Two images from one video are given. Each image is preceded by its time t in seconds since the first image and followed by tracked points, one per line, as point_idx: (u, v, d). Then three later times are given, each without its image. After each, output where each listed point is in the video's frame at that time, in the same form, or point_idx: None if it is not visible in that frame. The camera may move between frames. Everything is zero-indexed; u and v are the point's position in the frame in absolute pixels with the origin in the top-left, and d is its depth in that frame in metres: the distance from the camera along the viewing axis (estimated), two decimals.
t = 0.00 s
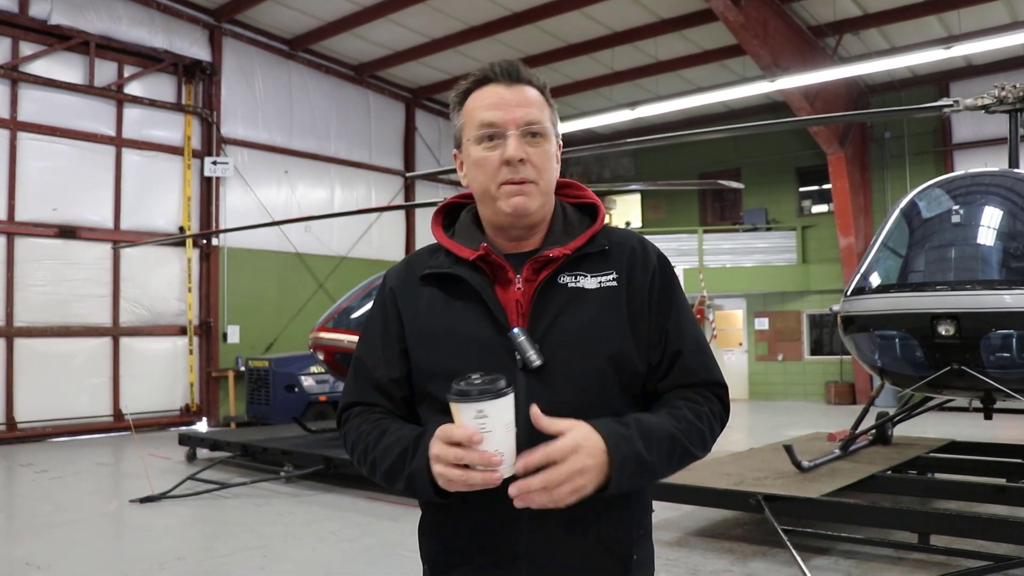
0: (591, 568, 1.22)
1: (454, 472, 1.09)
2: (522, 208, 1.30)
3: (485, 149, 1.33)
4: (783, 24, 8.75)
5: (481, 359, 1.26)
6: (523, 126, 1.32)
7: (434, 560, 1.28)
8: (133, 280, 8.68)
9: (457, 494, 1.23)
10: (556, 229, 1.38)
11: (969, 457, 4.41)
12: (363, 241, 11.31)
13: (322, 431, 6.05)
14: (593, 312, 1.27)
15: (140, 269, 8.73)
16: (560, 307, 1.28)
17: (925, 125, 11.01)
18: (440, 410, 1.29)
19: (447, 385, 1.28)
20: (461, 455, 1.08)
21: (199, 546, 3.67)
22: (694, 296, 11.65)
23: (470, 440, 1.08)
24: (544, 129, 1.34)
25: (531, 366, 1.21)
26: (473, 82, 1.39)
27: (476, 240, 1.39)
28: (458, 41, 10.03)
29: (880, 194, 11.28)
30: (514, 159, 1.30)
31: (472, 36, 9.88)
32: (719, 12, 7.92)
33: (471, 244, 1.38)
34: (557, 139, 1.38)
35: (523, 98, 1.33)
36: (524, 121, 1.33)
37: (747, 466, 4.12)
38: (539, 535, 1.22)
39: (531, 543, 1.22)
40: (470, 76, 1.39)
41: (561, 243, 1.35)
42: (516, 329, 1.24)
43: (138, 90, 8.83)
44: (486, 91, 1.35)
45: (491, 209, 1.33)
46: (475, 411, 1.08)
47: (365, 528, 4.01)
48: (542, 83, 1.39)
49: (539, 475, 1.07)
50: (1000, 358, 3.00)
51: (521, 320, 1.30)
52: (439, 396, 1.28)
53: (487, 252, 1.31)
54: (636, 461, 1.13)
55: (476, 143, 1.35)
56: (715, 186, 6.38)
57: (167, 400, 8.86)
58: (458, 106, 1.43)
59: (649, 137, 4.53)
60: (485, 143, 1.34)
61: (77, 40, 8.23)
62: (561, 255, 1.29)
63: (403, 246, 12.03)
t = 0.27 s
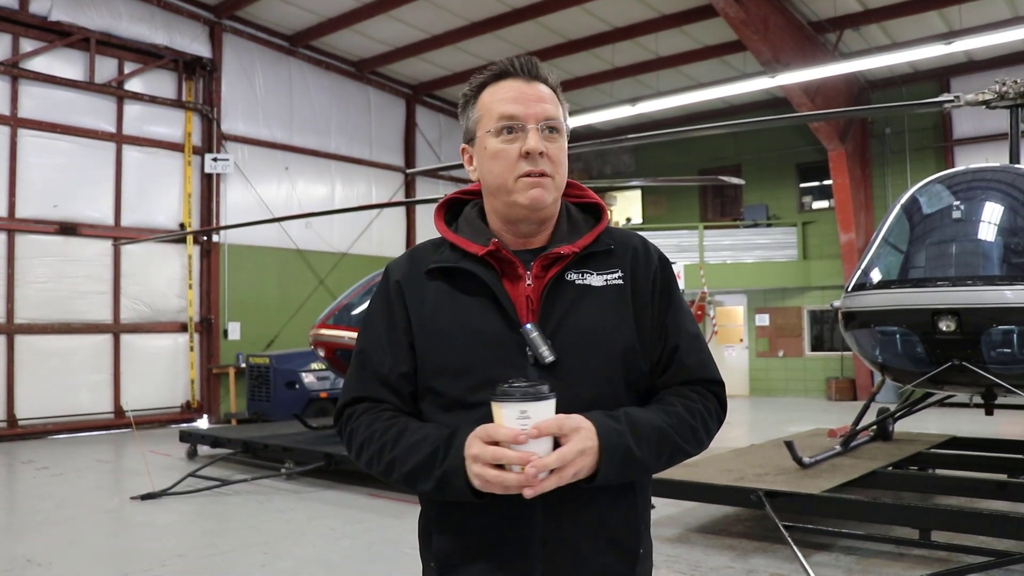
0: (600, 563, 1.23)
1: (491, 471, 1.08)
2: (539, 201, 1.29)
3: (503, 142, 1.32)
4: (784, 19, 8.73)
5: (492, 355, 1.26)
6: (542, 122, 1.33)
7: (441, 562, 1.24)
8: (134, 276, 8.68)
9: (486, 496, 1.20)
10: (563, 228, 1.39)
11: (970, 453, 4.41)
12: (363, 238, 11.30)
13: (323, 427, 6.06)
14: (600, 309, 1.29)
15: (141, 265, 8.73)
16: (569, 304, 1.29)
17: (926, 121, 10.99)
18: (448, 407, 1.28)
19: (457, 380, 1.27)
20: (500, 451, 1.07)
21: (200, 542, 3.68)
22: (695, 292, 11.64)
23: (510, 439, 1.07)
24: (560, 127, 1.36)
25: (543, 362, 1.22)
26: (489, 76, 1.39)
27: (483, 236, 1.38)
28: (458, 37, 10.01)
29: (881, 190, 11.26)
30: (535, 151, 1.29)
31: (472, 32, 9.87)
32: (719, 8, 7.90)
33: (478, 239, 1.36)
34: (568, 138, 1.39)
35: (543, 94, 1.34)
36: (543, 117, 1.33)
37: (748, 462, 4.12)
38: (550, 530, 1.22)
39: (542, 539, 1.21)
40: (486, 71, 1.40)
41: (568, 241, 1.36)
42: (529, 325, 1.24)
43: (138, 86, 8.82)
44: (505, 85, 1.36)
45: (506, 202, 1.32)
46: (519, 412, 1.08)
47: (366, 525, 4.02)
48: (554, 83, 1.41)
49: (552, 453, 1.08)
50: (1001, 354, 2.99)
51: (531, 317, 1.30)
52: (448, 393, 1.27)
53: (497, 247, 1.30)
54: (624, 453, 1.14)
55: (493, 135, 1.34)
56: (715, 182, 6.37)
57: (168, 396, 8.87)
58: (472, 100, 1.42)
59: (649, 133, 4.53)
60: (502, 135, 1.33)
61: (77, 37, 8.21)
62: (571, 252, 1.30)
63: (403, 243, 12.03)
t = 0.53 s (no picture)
0: (606, 557, 1.24)
1: (503, 464, 1.07)
2: (547, 198, 1.29)
3: (513, 138, 1.33)
4: (784, 17, 8.72)
5: (499, 350, 1.26)
6: (550, 119, 1.34)
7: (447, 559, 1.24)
8: (134, 275, 8.68)
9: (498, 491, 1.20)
10: (566, 227, 1.40)
11: (970, 451, 4.41)
12: (363, 236, 11.30)
13: (323, 426, 6.06)
14: (606, 306, 1.29)
15: (141, 264, 8.73)
16: (575, 300, 1.29)
17: (926, 119, 10.99)
18: (454, 402, 1.29)
19: (464, 375, 1.28)
20: (513, 445, 1.06)
21: (201, 541, 3.68)
22: (695, 291, 11.64)
23: (524, 433, 1.06)
24: (568, 125, 1.37)
25: (552, 358, 1.22)
26: (498, 74, 1.39)
27: (490, 233, 1.38)
28: (458, 36, 10.01)
29: (881, 188, 11.26)
30: (544, 149, 1.30)
31: (472, 31, 9.86)
32: (719, 6, 7.89)
33: (485, 236, 1.36)
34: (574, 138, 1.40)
35: (552, 91, 1.36)
36: (552, 114, 1.34)
37: (748, 461, 4.12)
38: (559, 524, 1.23)
39: (550, 533, 1.21)
40: (495, 68, 1.40)
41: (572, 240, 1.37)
42: (536, 321, 1.24)
43: (138, 85, 8.82)
44: (515, 82, 1.36)
45: (514, 198, 1.31)
46: (535, 409, 1.07)
47: (366, 523, 4.02)
48: (561, 83, 1.42)
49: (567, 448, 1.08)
50: (1001, 352, 2.99)
51: (538, 312, 1.29)
52: (455, 388, 1.28)
53: (505, 243, 1.30)
54: (635, 450, 1.15)
55: (503, 131, 1.34)
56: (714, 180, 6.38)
57: (168, 395, 8.87)
58: (479, 97, 1.42)
59: (649, 130, 4.53)
60: (512, 132, 1.33)
61: (77, 36, 8.21)
62: (577, 249, 1.30)
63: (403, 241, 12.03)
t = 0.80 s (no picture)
0: (606, 555, 1.23)
1: (499, 450, 1.04)
2: (539, 189, 1.28)
3: (503, 133, 1.33)
4: (783, 15, 8.71)
5: (500, 344, 1.25)
6: (540, 111, 1.33)
7: (447, 554, 1.24)
8: (133, 274, 8.67)
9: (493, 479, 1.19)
10: (568, 221, 1.39)
11: (970, 448, 4.42)
12: (362, 235, 11.29)
13: (322, 424, 6.05)
14: (608, 300, 1.28)
15: (140, 263, 8.71)
16: (576, 294, 1.28)
17: (925, 116, 10.99)
18: (455, 396, 1.28)
19: (464, 370, 1.27)
20: (509, 430, 1.03)
21: (201, 540, 3.68)
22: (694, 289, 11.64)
23: (520, 417, 1.03)
24: (562, 116, 1.36)
25: (551, 352, 1.21)
26: (491, 72, 1.40)
27: (489, 228, 1.37)
28: (457, 34, 9.99)
29: (880, 185, 11.25)
30: (533, 140, 1.29)
31: (471, 29, 9.85)
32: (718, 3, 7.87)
33: (486, 230, 1.36)
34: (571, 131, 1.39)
35: (543, 84, 1.35)
36: (543, 107, 1.33)
37: (748, 458, 4.12)
38: (558, 519, 1.22)
39: (548, 527, 1.21)
40: (489, 67, 1.41)
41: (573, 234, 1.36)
42: (536, 316, 1.23)
43: (137, 84, 8.80)
44: (506, 79, 1.36)
45: (508, 191, 1.31)
46: (529, 392, 1.04)
47: (366, 522, 4.02)
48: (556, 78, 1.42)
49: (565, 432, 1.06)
50: (1000, 349, 2.99)
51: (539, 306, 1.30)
52: (455, 382, 1.27)
53: (506, 237, 1.30)
54: (641, 435, 1.13)
55: (494, 126, 1.34)
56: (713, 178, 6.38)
57: (167, 394, 8.86)
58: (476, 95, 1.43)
59: (649, 128, 4.52)
60: (502, 126, 1.33)
61: (75, 35, 8.19)
62: (578, 243, 1.30)
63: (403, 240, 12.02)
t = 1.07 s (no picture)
0: (603, 555, 1.21)
1: (411, 388, 1.06)
2: (537, 179, 1.28)
3: (502, 122, 1.35)
4: (785, 12, 8.68)
5: (498, 340, 1.26)
6: (539, 98, 1.34)
7: (447, 548, 1.27)
8: (134, 270, 8.67)
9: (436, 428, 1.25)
10: (575, 212, 1.38)
11: (971, 446, 4.42)
12: (363, 232, 11.29)
13: (323, 420, 6.05)
14: (612, 294, 1.26)
15: (141, 259, 8.71)
16: (577, 288, 1.27)
17: (926, 114, 10.98)
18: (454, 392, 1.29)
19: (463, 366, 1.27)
20: (418, 365, 1.05)
21: (202, 536, 3.68)
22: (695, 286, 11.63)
23: (429, 352, 1.05)
24: (565, 106, 1.36)
25: (549, 347, 1.21)
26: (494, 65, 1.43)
27: (493, 221, 1.39)
28: (457, 31, 9.97)
29: (882, 183, 11.25)
30: (529, 127, 1.30)
31: (472, 26, 9.83)
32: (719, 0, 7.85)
33: (490, 224, 1.37)
34: (576, 120, 1.38)
35: (544, 74, 1.36)
36: (541, 95, 1.34)
37: (749, 455, 4.12)
38: (553, 518, 1.21)
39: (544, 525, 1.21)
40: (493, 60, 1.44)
41: (579, 225, 1.35)
42: (535, 310, 1.23)
43: (138, 80, 8.80)
44: (507, 69, 1.39)
45: (506, 182, 1.32)
46: (444, 328, 1.07)
47: (367, 518, 4.02)
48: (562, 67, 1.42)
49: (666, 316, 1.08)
50: (1001, 347, 2.99)
51: (539, 300, 1.28)
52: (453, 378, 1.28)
53: (507, 230, 1.31)
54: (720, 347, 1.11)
55: (494, 116, 1.37)
56: (714, 175, 6.37)
57: (168, 390, 8.87)
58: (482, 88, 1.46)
59: (650, 125, 4.52)
60: (502, 116, 1.36)
61: (76, 30, 8.19)
62: (580, 235, 1.28)
63: (403, 237, 12.01)
